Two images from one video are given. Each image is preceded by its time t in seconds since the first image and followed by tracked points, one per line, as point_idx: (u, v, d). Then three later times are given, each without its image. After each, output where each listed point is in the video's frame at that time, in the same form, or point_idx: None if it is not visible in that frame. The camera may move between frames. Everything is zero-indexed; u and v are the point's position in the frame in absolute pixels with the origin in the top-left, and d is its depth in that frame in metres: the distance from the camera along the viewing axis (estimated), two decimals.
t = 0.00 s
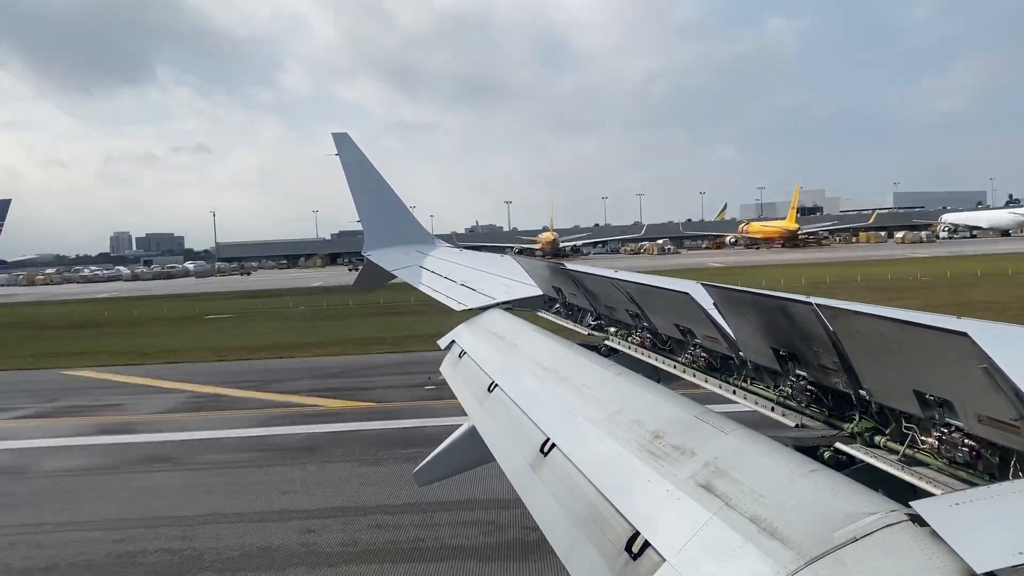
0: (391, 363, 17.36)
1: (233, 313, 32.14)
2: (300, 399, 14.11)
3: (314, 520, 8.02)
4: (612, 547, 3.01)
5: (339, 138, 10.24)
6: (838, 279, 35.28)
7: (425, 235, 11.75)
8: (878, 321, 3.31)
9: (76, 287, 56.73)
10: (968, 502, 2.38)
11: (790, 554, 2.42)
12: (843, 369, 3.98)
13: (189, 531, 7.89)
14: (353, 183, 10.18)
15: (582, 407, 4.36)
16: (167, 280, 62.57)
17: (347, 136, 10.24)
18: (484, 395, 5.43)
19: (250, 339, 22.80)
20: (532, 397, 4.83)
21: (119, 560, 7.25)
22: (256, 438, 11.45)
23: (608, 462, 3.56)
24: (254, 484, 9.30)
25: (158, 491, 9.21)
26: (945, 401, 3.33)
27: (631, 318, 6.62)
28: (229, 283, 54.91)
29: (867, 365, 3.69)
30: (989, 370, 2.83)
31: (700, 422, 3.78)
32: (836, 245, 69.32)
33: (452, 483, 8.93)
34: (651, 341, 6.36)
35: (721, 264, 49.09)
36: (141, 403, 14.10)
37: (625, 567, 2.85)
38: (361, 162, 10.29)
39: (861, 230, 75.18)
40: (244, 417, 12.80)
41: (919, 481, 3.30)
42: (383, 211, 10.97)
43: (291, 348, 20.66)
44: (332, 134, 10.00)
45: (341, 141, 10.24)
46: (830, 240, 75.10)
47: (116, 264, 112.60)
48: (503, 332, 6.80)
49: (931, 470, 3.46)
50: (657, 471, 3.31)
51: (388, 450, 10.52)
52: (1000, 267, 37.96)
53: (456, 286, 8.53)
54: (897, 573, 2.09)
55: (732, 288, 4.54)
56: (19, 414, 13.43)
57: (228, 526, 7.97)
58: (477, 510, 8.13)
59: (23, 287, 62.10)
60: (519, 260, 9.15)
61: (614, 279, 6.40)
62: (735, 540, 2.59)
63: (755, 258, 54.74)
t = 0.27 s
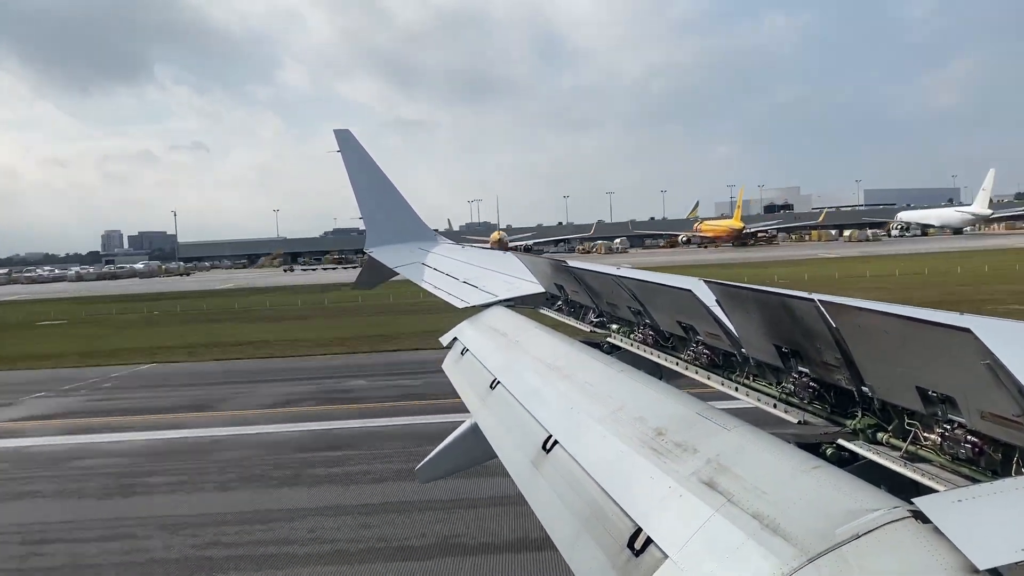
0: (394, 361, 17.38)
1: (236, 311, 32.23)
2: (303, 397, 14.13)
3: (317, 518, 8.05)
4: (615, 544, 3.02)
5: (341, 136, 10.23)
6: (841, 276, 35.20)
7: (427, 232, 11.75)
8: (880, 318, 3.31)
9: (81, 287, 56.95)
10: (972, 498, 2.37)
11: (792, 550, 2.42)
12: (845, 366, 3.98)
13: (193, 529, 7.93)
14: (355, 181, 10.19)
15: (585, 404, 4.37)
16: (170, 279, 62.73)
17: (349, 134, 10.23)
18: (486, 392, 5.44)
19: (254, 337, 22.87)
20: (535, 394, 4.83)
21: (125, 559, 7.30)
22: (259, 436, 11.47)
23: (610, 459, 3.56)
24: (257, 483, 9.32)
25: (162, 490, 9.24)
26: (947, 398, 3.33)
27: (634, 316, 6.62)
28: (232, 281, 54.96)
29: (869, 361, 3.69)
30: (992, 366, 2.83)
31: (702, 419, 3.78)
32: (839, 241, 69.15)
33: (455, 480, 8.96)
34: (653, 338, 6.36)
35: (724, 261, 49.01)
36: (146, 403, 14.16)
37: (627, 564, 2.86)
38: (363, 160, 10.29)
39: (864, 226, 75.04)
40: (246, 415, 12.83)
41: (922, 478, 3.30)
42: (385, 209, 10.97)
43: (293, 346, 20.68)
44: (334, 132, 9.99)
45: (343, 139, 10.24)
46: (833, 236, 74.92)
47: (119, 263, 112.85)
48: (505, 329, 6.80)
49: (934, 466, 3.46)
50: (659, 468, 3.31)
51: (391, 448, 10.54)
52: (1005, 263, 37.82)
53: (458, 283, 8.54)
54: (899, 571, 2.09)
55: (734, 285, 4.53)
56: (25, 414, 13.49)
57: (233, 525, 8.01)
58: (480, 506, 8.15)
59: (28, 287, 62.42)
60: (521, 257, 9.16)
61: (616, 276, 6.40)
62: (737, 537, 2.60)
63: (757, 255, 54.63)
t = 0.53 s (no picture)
0: (396, 358, 17.37)
1: (240, 309, 32.29)
2: (305, 394, 14.15)
3: (320, 515, 8.05)
4: (617, 540, 3.03)
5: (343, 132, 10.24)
6: (844, 272, 35.14)
7: (429, 229, 11.75)
8: (882, 313, 3.30)
9: (85, 285, 57.15)
10: (973, 492, 2.38)
11: (794, 545, 2.42)
12: (847, 361, 3.98)
13: (197, 526, 7.96)
14: (357, 177, 10.18)
15: (586, 400, 4.38)
16: (173, 277, 62.88)
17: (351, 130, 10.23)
18: (488, 387, 5.45)
19: (257, 335, 22.91)
20: (537, 390, 4.84)
21: (131, 556, 7.33)
22: (262, 433, 11.49)
23: (613, 455, 3.57)
24: (261, 479, 9.35)
25: (165, 487, 9.27)
26: (949, 392, 3.33)
27: (635, 312, 6.62)
28: (234, 279, 55.01)
29: (871, 356, 3.69)
30: (993, 361, 2.82)
31: (704, 415, 3.78)
32: (841, 238, 68.97)
33: (458, 477, 8.96)
34: (655, 333, 6.37)
35: (726, 257, 48.90)
36: (149, 400, 14.21)
37: (629, 559, 2.86)
38: (365, 156, 10.30)
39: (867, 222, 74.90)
40: (249, 413, 12.85)
41: (923, 473, 3.30)
42: (387, 205, 10.97)
43: (296, 343, 20.68)
44: (336, 128, 9.99)
45: (345, 135, 10.24)
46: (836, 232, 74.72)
47: (121, 261, 112.97)
48: (507, 325, 6.80)
49: (936, 461, 3.46)
50: (660, 463, 3.32)
51: (393, 445, 10.53)
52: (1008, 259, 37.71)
53: (460, 279, 8.55)
54: (900, 565, 2.10)
55: (736, 280, 4.53)
56: (31, 410, 13.58)
57: (237, 521, 8.04)
58: (484, 503, 8.14)
59: (32, 285, 62.66)
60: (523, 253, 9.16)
61: (617, 272, 6.40)
62: (739, 532, 2.60)
63: (760, 251, 54.48)
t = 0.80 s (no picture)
0: (397, 356, 17.38)
1: (241, 307, 32.34)
2: (306, 392, 14.16)
3: (322, 513, 8.06)
4: (619, 538, 3.04)
5: (344, 131, 10.24)
6: (846, 269, 35.11)
7: (430, 228, 11.75)
8: (884, 311, 3.31)
9: (87, 284, 57.28)
10: (974, 490, 2.38)
11: (795, 543, 2.43)
12: (849, 359, 3.98)
13: (198, 524, 7.97)
14: (358, 176, 10.18)
15: (588, 398, 4.39)
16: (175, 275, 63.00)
17: (352, 129, 10.23)
18: (489, 386, 5.46)
19: (259, 333, 22.94)
20: (538, 388, 4.85)
21: (134, 552, 7.36)
22: (263, 432, 11.50)
23: (614, 453, 3.58)
24: (262, 478, 9.36)
25: (166, 485, 9.28)
26: (950, 390, 3.33)
27: (637, 310, 6.63)
28: (235, 277, 54.99)
29: (873, 354, 3.69)
30: (995, 359, 2.83)
31: (706, 413, 3.78)
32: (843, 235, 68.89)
33: (459, 476, 8.96)
34: (656, 332, 6.38)
35: (727, 255, 48.82)
36: (152, 398, 14.25)
37: (631, 557, 2.87)
38: (366, 155, 10.30)
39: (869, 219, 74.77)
40: (250, 411, 12.85)
41: (924, 471, 3.30)
42: (388, 204, 10.97)
43: (296, 342, 20.68)
44: (337, 127, 9.99)
45: (346, 134, 10.24)
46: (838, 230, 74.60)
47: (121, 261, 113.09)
48: (508, 324, 6.81)
49: (937, 459, 3.47)
50: (662, 461, 3.33)
51: (395, 443, 10.54)
52: (1011, 255, 37.61)
53: (461, 278, 8.55)
54: (902, 563, 2.11)
55: (737, 278, 4.54)
56: (35, 408, 13.63)
57: (239, 518, 8.06)
58: (485, 501, 8.14)
59: (33, 284, 62.76)
60: (524, 251, 9.16)
61: (619, 270, 6.40)
62: (740, 530, 2.61)
63: (762, 249, 54.40)
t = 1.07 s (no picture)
0: (399, 354, 17.39)
1: (245, 304, 32.42)
2: (309, 389, 14.17)
3: (324, 511, 8.08)
4: (622, 535, 3.04)
5: (346, 129, 10.23)
6: (849, 266, 35.02)
7: (432, 225, 11.74)
8: (886, 307, 3.30)
9: (91, 282, 57.51)
10: (977, 486, 2.38)
11: (798, 540, 2.43)
12: (851, 355, 3.97)
13: (201, 521, 7.99)
14: (359, 173, 10.17)
15: (590, 395, 4.39)
16: (178, 273, 63.17)
17: (353, 126, 10.22)
18: (491, 384, 5.46)
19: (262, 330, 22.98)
20: (540, 386, 4.85)
21: (138, 549, 7.38)
22: (265, 429, 11.51)
23: (616, 451, 3.58)
24: (265, 475, 9.37)
25: (169, 483, 9.30)
26: (953, 386, 3.32)
27: (639, 307, 6.62)
28: (237, 275, 55.02)
29: (875, 350, 3.68)
30: (998, 354, 2.82)
31: (708, 410, 3.78)
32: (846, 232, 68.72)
33: (461, 473, 8.96)
34: (659, 328, 6.37)
35: (730, 252, 48.71)
36: (155, 395, 14.28)
37: (634, 555, 2.87)
38: (367, 153, 10.29)
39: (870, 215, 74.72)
40: (253, 409, 12.87)
41: (928, 467, 3.29)
42: (390, 201, 10.96)
43: (298, 340, 20.68)
44: (338, 124, 9.99)
45: (347, 132, 10.23)
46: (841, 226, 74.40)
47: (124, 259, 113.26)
48: (510, 321, 6.81)
49: (940, 455, 3.46)
50: (664, 459, 3.33)
51: (397, 441, 10.54)
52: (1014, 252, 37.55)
53: (463, 275, 8.55)
54: (905, 559, 2.11)
55: (739, 275, 4.53)
56: (40, 406, 13.69)
57: (242, 515, 8.08)
58: (488, 499, 8.13)
59: (36, 282, 62.88)
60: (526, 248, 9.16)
61: (621, 267, 6.40)
62: (743, 528, 2.61)
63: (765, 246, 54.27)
